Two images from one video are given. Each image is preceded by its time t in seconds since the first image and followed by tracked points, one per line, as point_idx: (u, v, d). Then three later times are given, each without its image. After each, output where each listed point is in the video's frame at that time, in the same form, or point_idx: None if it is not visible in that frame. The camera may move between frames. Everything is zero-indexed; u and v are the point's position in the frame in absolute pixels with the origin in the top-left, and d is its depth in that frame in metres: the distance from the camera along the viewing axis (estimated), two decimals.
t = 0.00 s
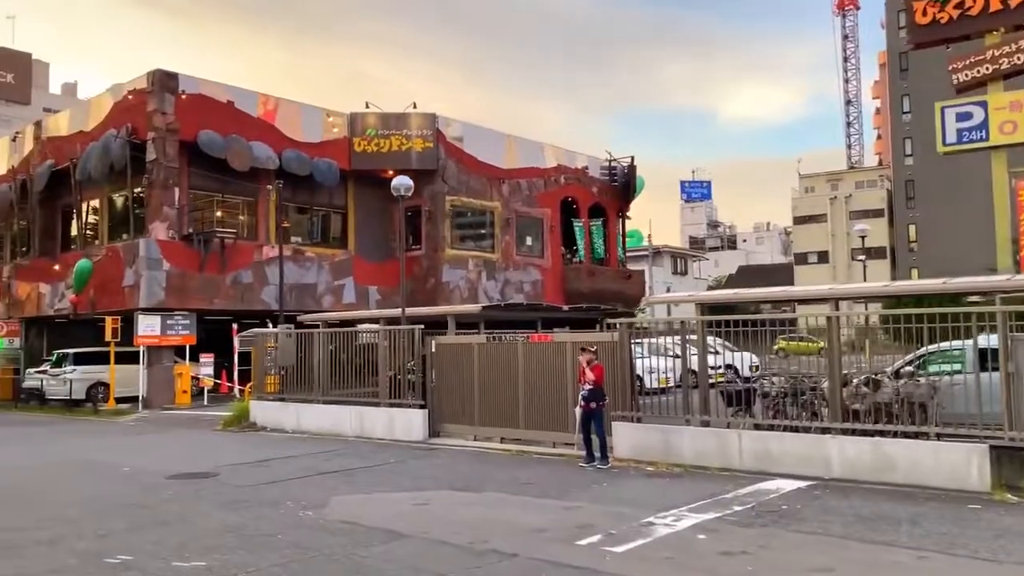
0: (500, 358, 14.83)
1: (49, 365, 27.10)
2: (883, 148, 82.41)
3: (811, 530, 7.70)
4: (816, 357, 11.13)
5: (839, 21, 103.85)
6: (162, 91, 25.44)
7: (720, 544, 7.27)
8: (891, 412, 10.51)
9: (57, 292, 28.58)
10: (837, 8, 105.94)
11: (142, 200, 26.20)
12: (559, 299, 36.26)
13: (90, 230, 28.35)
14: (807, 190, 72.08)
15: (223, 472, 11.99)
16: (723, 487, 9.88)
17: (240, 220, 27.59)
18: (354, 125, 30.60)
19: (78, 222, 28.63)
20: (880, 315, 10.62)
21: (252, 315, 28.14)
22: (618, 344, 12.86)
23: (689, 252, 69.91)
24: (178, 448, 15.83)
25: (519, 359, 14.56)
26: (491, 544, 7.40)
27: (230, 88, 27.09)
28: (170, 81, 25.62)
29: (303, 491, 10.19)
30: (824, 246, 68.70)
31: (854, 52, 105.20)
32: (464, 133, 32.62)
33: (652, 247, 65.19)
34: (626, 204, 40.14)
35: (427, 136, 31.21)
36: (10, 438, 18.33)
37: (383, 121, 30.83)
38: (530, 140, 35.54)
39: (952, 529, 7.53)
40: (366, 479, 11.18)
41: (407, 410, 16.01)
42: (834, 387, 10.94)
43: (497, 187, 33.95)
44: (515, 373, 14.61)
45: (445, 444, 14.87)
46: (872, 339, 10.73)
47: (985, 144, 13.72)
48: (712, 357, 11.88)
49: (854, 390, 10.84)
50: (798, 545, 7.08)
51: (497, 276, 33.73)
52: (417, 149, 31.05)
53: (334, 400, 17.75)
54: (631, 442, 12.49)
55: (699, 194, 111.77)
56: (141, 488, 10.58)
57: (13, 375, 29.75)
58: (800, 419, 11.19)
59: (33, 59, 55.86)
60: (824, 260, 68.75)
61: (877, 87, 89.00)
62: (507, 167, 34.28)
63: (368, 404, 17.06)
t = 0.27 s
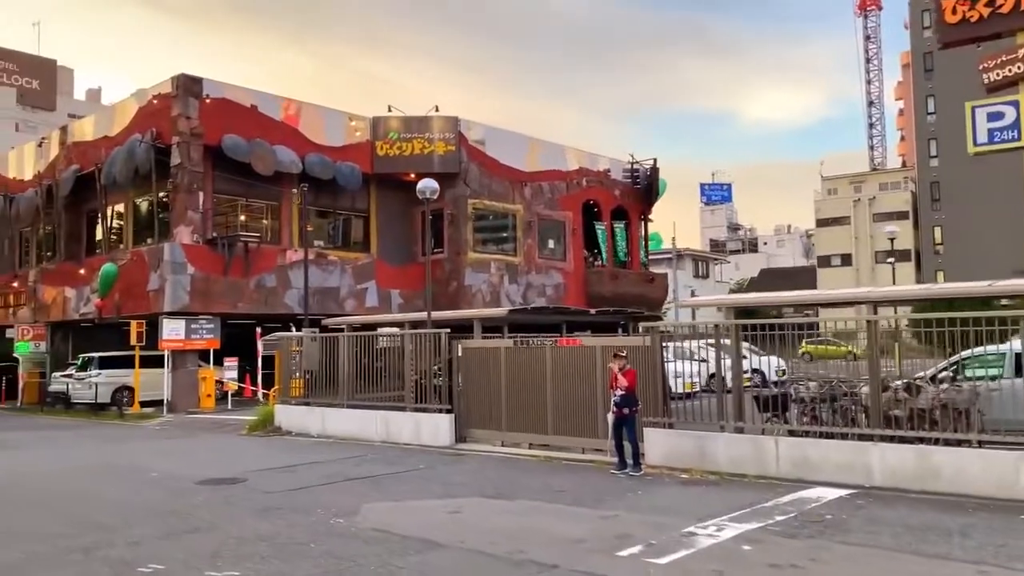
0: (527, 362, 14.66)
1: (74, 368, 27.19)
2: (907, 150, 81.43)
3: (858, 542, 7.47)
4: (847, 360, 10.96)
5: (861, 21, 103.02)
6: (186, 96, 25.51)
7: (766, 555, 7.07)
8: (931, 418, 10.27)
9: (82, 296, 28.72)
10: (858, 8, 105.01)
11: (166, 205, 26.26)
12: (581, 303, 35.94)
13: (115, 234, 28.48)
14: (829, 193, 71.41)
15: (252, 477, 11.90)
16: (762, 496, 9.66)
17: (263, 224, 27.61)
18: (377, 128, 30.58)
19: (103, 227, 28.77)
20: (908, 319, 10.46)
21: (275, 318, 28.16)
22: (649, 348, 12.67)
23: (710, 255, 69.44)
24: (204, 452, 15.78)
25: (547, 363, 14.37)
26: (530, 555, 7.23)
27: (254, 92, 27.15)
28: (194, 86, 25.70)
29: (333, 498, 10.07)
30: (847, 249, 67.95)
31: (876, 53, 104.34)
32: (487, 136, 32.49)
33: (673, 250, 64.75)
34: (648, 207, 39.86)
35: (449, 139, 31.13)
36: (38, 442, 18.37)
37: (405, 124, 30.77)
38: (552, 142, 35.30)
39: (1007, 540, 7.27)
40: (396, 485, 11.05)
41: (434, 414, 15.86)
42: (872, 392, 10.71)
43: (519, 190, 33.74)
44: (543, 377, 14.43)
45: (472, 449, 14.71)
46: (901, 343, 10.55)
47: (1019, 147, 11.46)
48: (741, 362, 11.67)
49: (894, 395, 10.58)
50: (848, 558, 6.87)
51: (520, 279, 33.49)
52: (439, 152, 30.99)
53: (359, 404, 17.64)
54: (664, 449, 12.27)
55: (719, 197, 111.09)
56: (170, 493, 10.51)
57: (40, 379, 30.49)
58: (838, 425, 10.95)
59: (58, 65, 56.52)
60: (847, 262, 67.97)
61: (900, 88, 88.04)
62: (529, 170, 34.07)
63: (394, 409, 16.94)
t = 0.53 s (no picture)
0: (553, 366, 14.44)
1: (95, 373, 27.25)
2: (928, 152, 80.48)
3: (906, 552, 7.23)
4: (870, 365, 10.80)
5: (880, 23, 102.29)
6: (207, 100, 25.52)
7: (811, 566, 6.83)
8: (971, 424, 9.98)
9: (103, 300, 28.77)
10: (877, 10, 104.20)
11: (187, 209, 26.27)
12: (601, 307, 35.64)
13: (136, 239, 28.53)
14: (849, 196, 70.78)
15: (277, 483, 11.76)
16: (800, 504, 9.42)
17: (283, 228, 27.60)
18: (396, 132, 30.53)
19: (124, 231, 28.83)
20: (937, 323, 10.27)
21: (295, 323, 28.11)
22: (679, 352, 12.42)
23: (729, 259, 68.94)
24: (227, 457, 15.66)
25: (573, 367, 14.15)
26: (567, 564, 7.03)
27: (274, 96, 27.14)
28: (215, 90, 25.70)
29: (361, 504, 9.92)
30: (868, 253, 67.20)
31: (895, 55, 103.56)
32: (506, 139, 32.32)
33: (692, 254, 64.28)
34: (668, 211, 39.55)
35: (469, 143, 31.00)
36: (60, 446, 18.33)
37: (424, 128, 30.68)
38: (571, 146, 35.07)
39: None
40: (423, 492, 10.88)
41: (457, 420, 15.68)
42: (908, 397, 10.44)
43: (539, 194, 33.48)
44: (569, 381, 14.20)
45: (497, 455, 14.50)
46: (924, 348, 10.42)
47: None
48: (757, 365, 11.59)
49: (932, 400, 10.23)
50: (898, 570, 6.62)
51: (539, 283, 33.21)
52: (459, 155, 30.88)
53: (382, 409, 17.48)
54: (695, 455, 12.03)
55: (736, 201, 110.46)
56: (196, 499, 10.39)
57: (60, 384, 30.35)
58: (872, 431, 10.71)
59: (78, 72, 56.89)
60: (868, 266, 67.21)
61: (921, 90, 87.18)
62: (548, 173, 33.81)
63: (416, 414, 16.77)
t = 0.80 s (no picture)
0: (578, 370, 14.20)
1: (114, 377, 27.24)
2: (947, 156, 79.81)
3: (957, 563, 6.97)
4: (893, 369, 10.57)
5: (897, 26, 101.70)
6: (225, 104, 25.44)
7: None
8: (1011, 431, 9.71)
9: (122, 305, 28.80)
10: (894, 13, 103.55)
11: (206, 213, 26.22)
12: (619, 311, 35.34)
13: (154, 244, 28.54)
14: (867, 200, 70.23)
15: (301, 489, 11.62)
16: (840, 512, 9.16)
17: (301, 232, 27.51)
18: (413, 136, 30.45)
19: (142, 235, 28.83)
20: (974, 326, 10.02)
21: (313, 327, 28.00)
22: (710, 355, 12.19)
23: (746, 263, 68.50)
24: (248, 462, 15.54)
25: (599, 373, 13.90)
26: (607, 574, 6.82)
27: (292, 100, 27.09)
28: (234, 94, 25.63)
29: (389, 511, 9.74)
30: (887, 257, 66.56)
31: (912, 58, 102.93)
32: (525, 142, 32.13)
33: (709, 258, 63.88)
34: (687, 214, 39.26)
35: (486, 146, 30.85)
36: (80, 451, 18.26)
37: (442, 131, 30.57)
38: (589, 149, 34.82)
39: None
40: (451, 498, 10.68)
41: (480, 425, 15.46)
42: (945, 403, 10.18)
43: (556, 197, 33.24)
44: (595, 386, 13.95)
45: (521, 461, 14.27)
46: (943, 352, 10.25)
47: None
48: (779, 371, 11.40)
49: (971, 406, 9.99)
50: None
51: (557, 287, 32.94)
52: (476, 159, 30.75)
53: (403, 413, 17.32)
54: (727, 461, 11.76)
55: (751, 205, 109.92)
56: (221, 506, 10.25)
57: (79, 388, 30.33)
58: (908, 438, 10.43)
59: (96, 78, 57.31)
60: (887, 270, 66.58)
61: (939, 92, 86.43)
62: (566, 177, 33.58)
63: (438, 419, 16.57)
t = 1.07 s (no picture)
0: (602, 375, 13.98)
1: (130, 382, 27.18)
2: (964, 159, 79.15)
3: None
4: (914, 375, 10.43)
5: (912, 28, 101.09)
6: (242, 108, 25.44)
7: None
8: None
9: (138, 309, 28.77)
10: (909, 15, 102.86)
11: (222, 217, 26.18)
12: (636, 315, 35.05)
13: (171, 248, 28.53)
14: (883, 204, 69.67)
15: (323, 496, 11.43)
16: (879, 522, 8.90)
17: (317, 236, 27.40)
18: (429, 140, 30.33)
19: (159, 239, 28.80)
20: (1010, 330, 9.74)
21: (329, 331, 27.88)
22: (741, 361, 11.84)
23: (761, 267, 68.04)
24: (267, 468, 15.38)
25: (623, 378, 13.67)
26: None
27: (308, 104, 27.01)
28: (250, 98, 25.62)
29: (415, 519, 9.54)
30: (904, 260, 65.94)
31: (927, 61, 102.28)
32: (541, 145, 31.92)
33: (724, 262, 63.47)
34: (703, 218, 38.96)
35: (502, 149, 30.68)
36: (97, 456, 18.16)
37: (457, 135, 30.41)
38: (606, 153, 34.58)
39: None
40: (477, 506, 10.48)
41: (502, 431, 15.25)
42: (982, 409, 9.89)
43: (572, 201, 32.99)
44: (619, 391, 13.73)
45: (544, 468, 14.04)
46: (963, 357, 10.12)
47: None
48: (801, 375, 11.14)
49: (1010, 412, 9.70)
50: None
51: (574, 291, 32.67)
52: (492, 162, 30.59)
53: (423, 418, 17.13)
54: (757, 469, 11.51)
55: (764, 209, 109.34)
56: (243, 513, 10.09)
57: (95, 393, 30.22)
58: (944, 445, 10.15)
59: (112, 83, 57.56)
60: (904, 274, 65.97)
61: (955, 95, 85.77)
62: (582, 180, 33.33)
63: (459, 424, 16.37)
